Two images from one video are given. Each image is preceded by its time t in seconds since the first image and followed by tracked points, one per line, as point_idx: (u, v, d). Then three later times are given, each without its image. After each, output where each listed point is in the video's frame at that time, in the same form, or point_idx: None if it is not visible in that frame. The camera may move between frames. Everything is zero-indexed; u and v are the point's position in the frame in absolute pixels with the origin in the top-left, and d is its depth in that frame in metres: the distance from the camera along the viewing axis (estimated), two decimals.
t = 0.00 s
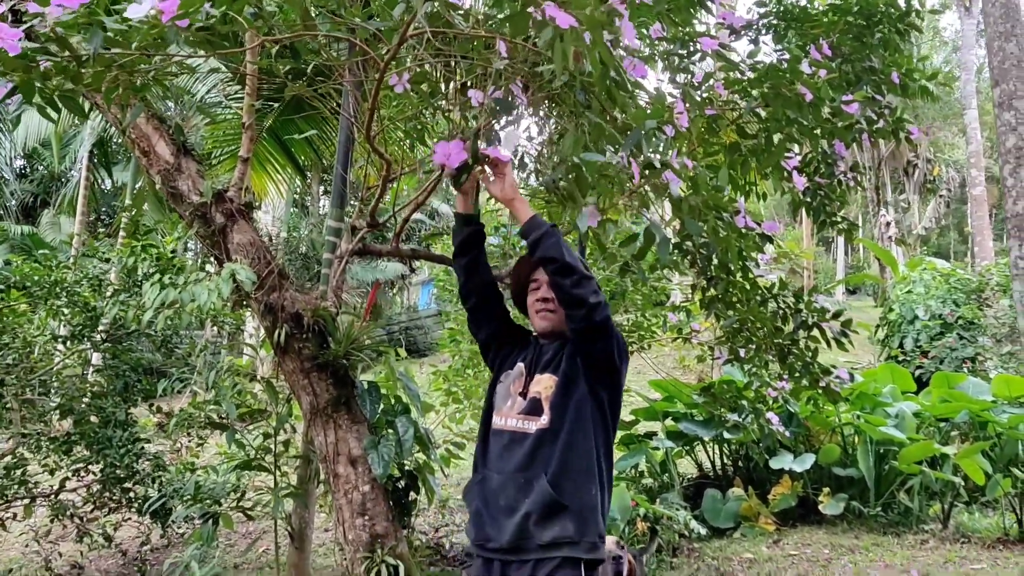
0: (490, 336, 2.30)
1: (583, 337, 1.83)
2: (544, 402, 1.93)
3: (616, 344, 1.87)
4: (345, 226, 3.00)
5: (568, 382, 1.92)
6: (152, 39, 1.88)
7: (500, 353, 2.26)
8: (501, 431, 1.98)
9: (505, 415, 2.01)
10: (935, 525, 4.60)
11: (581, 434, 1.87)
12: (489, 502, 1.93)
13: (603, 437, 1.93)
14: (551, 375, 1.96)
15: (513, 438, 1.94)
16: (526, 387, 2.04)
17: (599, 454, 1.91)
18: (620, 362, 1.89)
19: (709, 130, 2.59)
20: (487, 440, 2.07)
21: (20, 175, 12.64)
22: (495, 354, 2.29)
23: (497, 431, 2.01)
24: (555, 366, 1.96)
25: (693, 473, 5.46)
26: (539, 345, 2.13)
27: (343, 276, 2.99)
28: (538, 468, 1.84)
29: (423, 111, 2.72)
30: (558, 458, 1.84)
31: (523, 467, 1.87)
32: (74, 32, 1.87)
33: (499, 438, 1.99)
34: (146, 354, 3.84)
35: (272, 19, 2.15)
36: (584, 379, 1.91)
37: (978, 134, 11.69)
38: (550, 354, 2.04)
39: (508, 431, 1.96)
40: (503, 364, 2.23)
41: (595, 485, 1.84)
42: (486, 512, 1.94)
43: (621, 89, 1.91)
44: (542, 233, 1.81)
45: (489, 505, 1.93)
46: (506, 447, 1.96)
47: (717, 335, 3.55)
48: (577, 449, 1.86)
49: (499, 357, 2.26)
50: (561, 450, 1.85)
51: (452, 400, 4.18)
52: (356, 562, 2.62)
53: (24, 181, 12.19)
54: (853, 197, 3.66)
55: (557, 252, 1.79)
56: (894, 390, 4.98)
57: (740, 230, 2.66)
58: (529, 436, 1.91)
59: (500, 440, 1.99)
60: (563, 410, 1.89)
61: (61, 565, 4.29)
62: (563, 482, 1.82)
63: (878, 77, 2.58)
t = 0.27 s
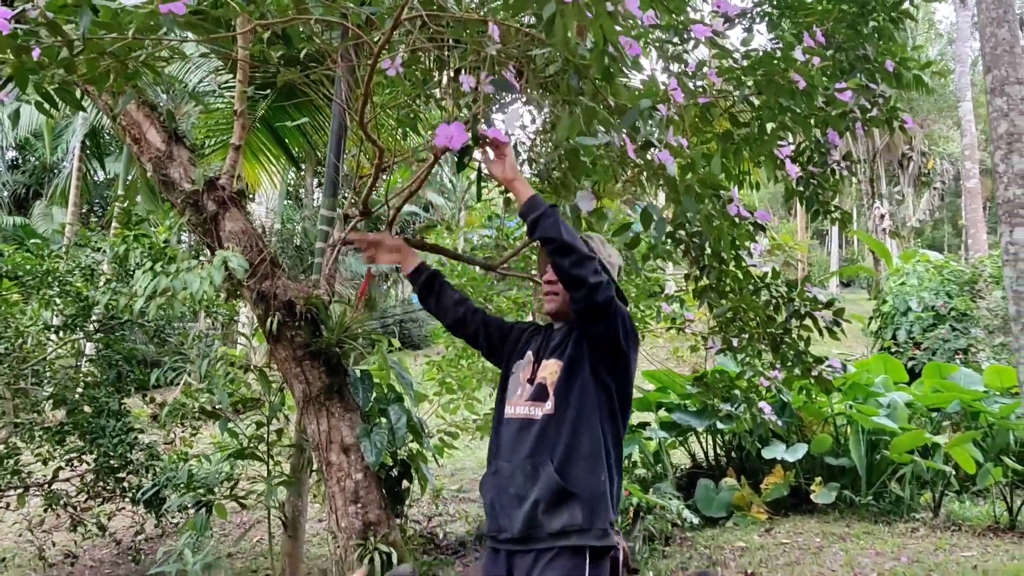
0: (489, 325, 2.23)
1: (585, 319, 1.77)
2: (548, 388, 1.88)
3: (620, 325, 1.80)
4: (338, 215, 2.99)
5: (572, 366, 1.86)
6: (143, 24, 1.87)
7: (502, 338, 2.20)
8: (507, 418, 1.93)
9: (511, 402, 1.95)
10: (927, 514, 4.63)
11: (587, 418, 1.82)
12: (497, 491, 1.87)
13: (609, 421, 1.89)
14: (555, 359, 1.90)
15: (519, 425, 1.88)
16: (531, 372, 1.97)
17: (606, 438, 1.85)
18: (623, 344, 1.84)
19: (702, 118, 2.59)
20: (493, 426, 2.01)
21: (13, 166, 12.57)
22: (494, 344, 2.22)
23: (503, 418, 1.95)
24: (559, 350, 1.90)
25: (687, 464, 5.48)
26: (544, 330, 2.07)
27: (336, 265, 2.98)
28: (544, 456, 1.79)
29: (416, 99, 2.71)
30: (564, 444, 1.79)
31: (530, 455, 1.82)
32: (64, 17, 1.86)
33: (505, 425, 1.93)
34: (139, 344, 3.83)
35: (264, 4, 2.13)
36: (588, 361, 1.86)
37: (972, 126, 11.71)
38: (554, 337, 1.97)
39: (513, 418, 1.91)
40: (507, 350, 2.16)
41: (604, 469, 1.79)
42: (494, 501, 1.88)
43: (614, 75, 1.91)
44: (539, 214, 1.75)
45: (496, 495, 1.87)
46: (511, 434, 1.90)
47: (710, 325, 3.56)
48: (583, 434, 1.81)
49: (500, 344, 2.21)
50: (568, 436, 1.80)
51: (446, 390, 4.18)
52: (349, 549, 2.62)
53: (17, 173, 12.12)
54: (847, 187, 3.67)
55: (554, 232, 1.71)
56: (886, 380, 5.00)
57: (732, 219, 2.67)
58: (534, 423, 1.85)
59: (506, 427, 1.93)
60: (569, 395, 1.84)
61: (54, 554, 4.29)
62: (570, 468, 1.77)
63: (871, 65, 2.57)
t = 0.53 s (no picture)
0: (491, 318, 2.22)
1: (578, 314, 1.76)
2: (544, 381, 1.87)
3: (614, 320, 1.79)
4: (332, 209, 2.98)
5: (568, 360, 1.86)
6: (134, 15, 1.86)
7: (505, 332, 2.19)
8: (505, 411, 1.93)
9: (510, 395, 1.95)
10: (919, 507, 4.65)
11: (582, 411, 1.81)
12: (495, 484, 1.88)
13: (606, 414, 1.88)
14: (552, 352, 1.89)
15: (516, 418, 1.89)
16: (530, 365, 1.97)
17: (603, 431, 1.85)
18: (619, 338, 1.82)
19: (697, 112, 2.58)
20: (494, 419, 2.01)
21: (5, 160, 12.50)
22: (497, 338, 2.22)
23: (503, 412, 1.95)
24: (556, 344, 1.90)
25: (681, 458, 5.49)
26: (544, 323, 2.06)
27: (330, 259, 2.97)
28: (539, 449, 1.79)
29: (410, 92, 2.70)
30: (560, 437, 1.79)
31: (526, 448, 1.82)
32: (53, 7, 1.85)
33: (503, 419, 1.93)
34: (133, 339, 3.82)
35: None
36: (584, 355, 1.85)
37: (966, 122, 11.73)
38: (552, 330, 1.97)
39: (511, 411, 1.91)
40: (510, 343, 2.16)
41: (599, 463, 1.78)
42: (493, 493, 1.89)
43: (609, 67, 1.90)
44: (526, 208, 1.76)
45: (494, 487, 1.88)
46: (509, 427, 1.90)
47: (704, 319, 3.56)
48: (579, 427, 1.81)
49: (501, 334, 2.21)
50: (563, 429, 1.79)
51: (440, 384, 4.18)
52: (342, 543, 2.62)
53: (9, 167, 12.06)
54: (841, 182, 3.67)
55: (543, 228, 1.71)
56: (880, 373, 5.02)
57: (727, 212, 2.66)
58: (530, 416, 1.85)
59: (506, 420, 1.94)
60: (564, 388, 1.83)
61: (48, 549, 4.28)
62: (565, 462, 1.77)
63: (865, 60, 2.58)
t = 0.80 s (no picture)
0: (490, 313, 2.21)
1: (566, 314, 1.75)
2: (535, 378, 1.87)
3: (604, 321, 1.77)
4: (328, 206, 2.97)
5: (559, 357, 1.85)
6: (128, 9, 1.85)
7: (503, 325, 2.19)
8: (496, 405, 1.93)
9: (502, 389, 1.94)
10: (916, 503, 4.66)
11: (570, 410, 1.80)
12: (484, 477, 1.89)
13: (596, 414, 1.87)
14: (544, 349, 1.89)
15: (506, 413, 1.89)
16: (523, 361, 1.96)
17: (591, 430, 1.83)
18: (609, 338, 1.80)
19: (694, 109, 2.58)
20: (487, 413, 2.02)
21: None
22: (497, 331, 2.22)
23: (495, 405, 1.96)
24: (548, 341, 1.89)
25: (678, 455, 5.50)
26: (540, 319, 2.05)
27: (327, 257, 2.96)
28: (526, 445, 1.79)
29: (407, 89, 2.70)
30: (547, 434, 1.79)
31: (514, 442, 1.82)
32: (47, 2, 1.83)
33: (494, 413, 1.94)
34: (129, 337, 3.81)
35: None
36: (574, 353, 1.84)
37: (962, 119, 11.74)
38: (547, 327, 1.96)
39: (501, 406, 1.91)
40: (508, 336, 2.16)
41: (585, 461, 1.77)
42: (482, 486, 1.90)
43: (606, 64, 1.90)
44: (515, 215, 1.73)
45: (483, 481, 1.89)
46: (500, 421, 1.90)
47: (701, 316, 3.56)
48: (567, 424, 1.80)
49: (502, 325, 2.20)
50: (550, 426, 1.79)
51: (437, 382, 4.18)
52: (340, 540, 2.62)
53: (4, 165, 12.03)
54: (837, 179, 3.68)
55: (531, 231, 1.69)
56: (876, 371, 5.02)
57: (724, 210, 2.66)
58: (519, 412, 1.85)
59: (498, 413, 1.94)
60: (554, 386, 1.83)
61: (44, 548, 4.27)
62: (551, 459, 1.77)
63: (861, 57, 2.59)
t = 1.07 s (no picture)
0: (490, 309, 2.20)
1: (562, 314, 1.75)
2: (532, 374, 1.87)
3: (599, 321, 1.76)
4: (326, 205, 2.97)
5: (556, 355, 1.85)
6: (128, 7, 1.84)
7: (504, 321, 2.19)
8: (493, 400, 1.94)
9: (499, 385, 1.95)
10: (914, 500, 4.67)
11: (565, 408, 1.81)
12: (478, 472, 1.90)
13: (592, 413, 1.86)
14: (542, 347, 1.89)
15: (502, 408, 1.90)
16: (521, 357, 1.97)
17: (586, 429, 1.83)
18: (605, 339, 1.80)
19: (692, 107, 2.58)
20: (485, 407, 2.03)
21: None
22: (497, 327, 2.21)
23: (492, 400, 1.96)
24: (546, 339, 1.89)
25: (676, 453, 5.51)
26: (540, 316, 2.05)
27: (325, 255, 2.96)
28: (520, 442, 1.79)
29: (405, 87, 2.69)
30: (541, 431, 1.79)
31: (509, 438, 1.83)
32: None
33: (491, 408, 1.95)
34: (127, 335, 3.81)
35: None
36: (571, 352, 1.84)
37: (959, 115, 11.75)
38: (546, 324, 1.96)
39: (497, 401, 1.92)
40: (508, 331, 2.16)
41: (579, 459, 1.77)
42: (478, 480, 1.91)
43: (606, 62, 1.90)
44: (510, 217, 1.73)
45: (477, 475, 1.90)
46: (497, 417, 1.91)
47: (699, 314, 3.57)
48: (561, 423, 1.80)
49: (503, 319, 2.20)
50: (545, 423, 1.79)
51: (436, 380, 4.18)
52: (339, 539, 2.63)
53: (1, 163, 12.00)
54: (834, 176, 3.68)
55: (527, 233, 1.69)
56: (874, 367, 5.03)
57: (722, 207, 2.66)
58: (515, 408, 1.86)
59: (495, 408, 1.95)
60: (550, 384, 1.83)
61: (42, 547, 4.28)
62: (544, 457, 1.77)
63: (859, 54, 2.59)
